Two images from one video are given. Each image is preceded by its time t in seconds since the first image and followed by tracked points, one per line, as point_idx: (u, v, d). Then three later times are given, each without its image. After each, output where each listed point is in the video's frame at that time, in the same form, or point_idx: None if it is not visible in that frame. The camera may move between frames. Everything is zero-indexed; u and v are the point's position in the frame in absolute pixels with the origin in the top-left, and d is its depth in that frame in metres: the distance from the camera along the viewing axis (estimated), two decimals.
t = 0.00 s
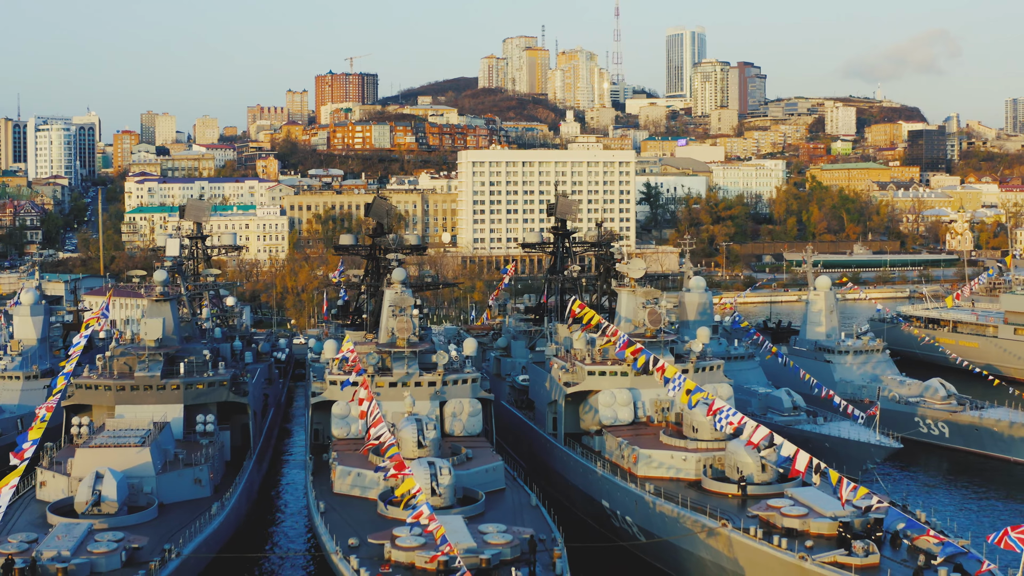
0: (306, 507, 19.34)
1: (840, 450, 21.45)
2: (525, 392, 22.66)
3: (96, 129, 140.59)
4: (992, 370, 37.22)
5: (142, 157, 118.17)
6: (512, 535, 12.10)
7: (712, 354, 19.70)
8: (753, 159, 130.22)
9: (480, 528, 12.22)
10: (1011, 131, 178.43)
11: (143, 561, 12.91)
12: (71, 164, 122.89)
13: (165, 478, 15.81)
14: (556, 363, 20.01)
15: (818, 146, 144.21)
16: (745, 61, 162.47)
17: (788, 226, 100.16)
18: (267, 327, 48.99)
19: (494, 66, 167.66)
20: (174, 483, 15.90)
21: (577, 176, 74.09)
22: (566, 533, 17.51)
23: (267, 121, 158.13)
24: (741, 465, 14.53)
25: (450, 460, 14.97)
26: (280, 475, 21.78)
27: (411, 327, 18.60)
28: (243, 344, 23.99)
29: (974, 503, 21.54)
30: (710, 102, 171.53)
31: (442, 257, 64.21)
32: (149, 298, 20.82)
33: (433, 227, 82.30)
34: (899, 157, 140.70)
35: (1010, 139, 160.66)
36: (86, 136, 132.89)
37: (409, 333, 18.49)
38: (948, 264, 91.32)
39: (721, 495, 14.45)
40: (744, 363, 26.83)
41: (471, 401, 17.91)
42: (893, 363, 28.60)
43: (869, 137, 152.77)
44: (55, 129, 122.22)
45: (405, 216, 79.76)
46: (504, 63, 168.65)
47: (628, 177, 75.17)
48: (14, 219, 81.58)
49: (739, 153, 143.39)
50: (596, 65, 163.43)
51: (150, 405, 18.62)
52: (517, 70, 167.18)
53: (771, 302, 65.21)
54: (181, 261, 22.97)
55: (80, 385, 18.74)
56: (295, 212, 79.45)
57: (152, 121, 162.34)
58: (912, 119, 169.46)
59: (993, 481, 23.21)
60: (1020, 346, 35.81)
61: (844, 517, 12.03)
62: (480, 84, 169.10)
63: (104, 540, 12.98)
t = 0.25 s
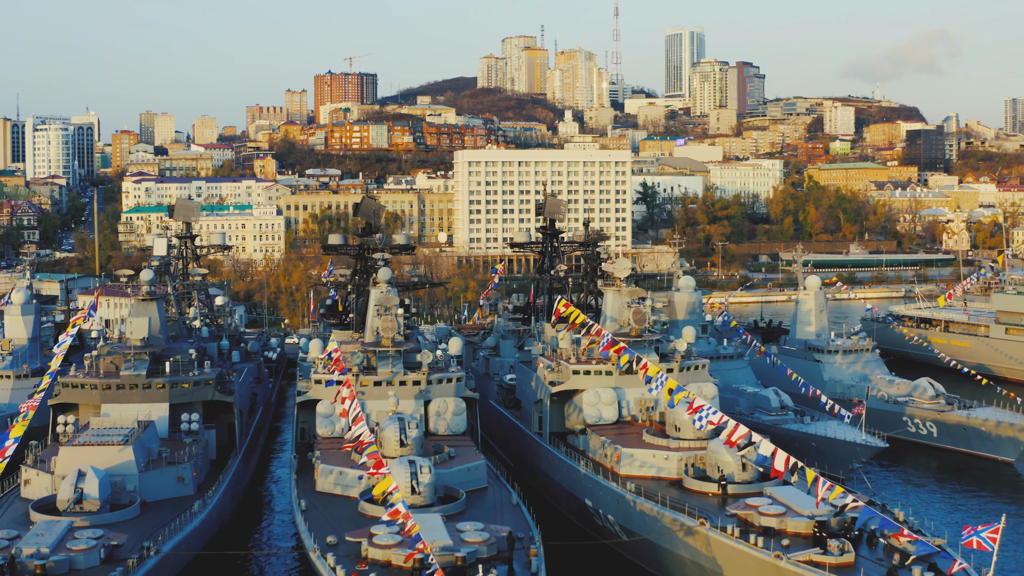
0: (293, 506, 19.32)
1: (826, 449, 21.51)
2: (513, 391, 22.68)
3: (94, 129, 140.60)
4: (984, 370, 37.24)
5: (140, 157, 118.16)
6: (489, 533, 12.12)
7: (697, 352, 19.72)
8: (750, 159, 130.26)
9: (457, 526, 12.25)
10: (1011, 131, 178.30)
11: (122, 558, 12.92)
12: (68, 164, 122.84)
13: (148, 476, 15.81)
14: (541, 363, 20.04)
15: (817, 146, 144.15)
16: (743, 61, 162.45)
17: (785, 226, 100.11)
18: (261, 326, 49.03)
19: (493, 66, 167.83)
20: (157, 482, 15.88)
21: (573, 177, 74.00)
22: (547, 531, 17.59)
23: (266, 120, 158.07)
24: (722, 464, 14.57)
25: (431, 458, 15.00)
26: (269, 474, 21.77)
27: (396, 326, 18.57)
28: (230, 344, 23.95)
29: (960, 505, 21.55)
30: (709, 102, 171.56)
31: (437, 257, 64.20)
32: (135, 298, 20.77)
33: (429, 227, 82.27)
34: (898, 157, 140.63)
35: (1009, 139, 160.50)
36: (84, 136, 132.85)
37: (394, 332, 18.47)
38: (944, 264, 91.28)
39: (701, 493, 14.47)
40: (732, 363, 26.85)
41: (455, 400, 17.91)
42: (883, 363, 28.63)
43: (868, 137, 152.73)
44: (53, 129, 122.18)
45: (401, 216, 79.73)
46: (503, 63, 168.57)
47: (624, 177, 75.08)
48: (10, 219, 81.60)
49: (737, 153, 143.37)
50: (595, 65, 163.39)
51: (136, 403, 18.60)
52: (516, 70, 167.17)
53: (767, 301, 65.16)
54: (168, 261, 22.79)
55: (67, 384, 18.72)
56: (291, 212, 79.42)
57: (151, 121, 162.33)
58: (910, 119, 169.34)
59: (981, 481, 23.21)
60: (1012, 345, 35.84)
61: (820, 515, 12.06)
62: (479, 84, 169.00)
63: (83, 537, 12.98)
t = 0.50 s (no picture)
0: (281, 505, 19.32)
1: (813, 449, 21.55)
2: (501, 391, 22.72)
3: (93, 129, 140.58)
4: (977, 369, 37.21)
5: (138, 157, 118.20)
6: (467, 532, 12.13)
7: (683, 352, 19.73)
8: (749, 159, 130.34)
9: (435, 525, 12.27)
10: (1011, 130, 178.22)
11: (101, 555, 12.94)
12: (67, 164, 122.84)
13: (132, 475, 15.79)
14: (528, 362, 20.08)
15: (816, 146, 144.17)
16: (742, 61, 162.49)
17: (782, 226, 100.16)
18: (257, 326, 49.05)
19: (492, 66, 168.32)
20: (141, 480, 15.88)
21: (570, 177, 73.92)
22: (530, 531, 17.65)
23: (265, 121, 158.05)
24: (703, 463, 14.59)
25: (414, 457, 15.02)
26: (258, 474, 21.76)
27: (381, 325, 18.57)
28: (218, 344, 23.93)
29: (946, 506, 21.60)
30: (709, 102, 171.62)
31: (432, 257, 64.24)
32: (122, 297, 20.74)
33: (426, 227, 82.24)
34: (896, 157, 140.63)
35: (1009, 139, 160.42)
36: (83, 136, 132.86)
37: (379, 331, 18.46)
38: (942, 263, 91.28)
39: (682, 492, 14.50)
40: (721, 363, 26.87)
41: (441, 399, 17.93)
42: (873, 362, 28.65)
43: (867, 137, 152.72)
44: (51, 129, 122.15)
45: (398, 216, 79.71)
46: (502, 63, 168.58)
47: (621, 177, 75.12)
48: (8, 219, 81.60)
49: (736, 153, 143.39)
50: (594, 65, 163.38)
51: (122, 403, 18.58)
52: (515, 70, 167.16)
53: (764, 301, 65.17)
54: (156, 260, 22.58)
55: (54, 383, 18.69)
56: (288, 212, 79.39)
57: (150, 121, 162.29)
58: (909, 119, 169.28)
59: (969, 481, 23.21)
60: (1004, 345, 35.84)
61: (796, 515, 12.09)
62: (479, 84, 168.99)
63: (64, 534, 12.98)
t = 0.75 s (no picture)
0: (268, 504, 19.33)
1: (801, 448, 21.60)
2: (490, 390, 22.74)
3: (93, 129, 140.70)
4: (970, 369, 37.22)
5: (138, 157, 118.27)
6: (445, 530, 12.15)
7: (670, 352, 19.76)
8: (748, 159, 130.38)
9: (415, 523, 12.27)
10: (1011, 130, 178.25)
11: (82, 553, 12.93)
12: (67, 164, 122.94)
13: (116, 474, 15.77)
14: (516, 361, 20.12)
15: (816, 146, 144.21)
16: (742, 61, 162.58)
17: (780, 226, 100.27)
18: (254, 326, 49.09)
19: (493, 66, 167.74)
20: (126, 478, 15.85)
21: (568, 177, 74.03)
22: (514, 530, 17.70)
23: (266, 121, 158.10)
24: (685, 462, 14.62)
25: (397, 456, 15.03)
26: (248, 472, 21.75)
27: (368, 325, 18.59)
28: (207, 343, 23.93)
29: (933, 506, 21.62)
30: (709, 103, 171.73)
31: (429, 256, 64.36)
32: (111, 297, 20.67)
33: (425, 227, 82.29)
34: (896, 157, 140.67)
35: (1009, 139, 160.39)
36: (83, 136, 132.87)
37: (366, 331, 18.49)
38: (940, 264, 91.32)
39: (664, 491, 14.52)
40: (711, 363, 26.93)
41: (427, 399, 17.96)
42: (864, 362, 28.66)
43: (867, 137, 152.75)
44: (51, 129, 122.22)
45: (395, 216, 79.76)
46: (503, 63, 168.57)
47: (619, 177, 75.26)
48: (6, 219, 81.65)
49: (737, 152, 143.43)
50: (595, 65, 163.41)
51: (110, 402, 18.52)
52: (516, 71, 167.22)
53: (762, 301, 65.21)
54: (145, 260, 22.48)
55: (42, 381, 18.61)
56: (286, 212, 79.43)
57: (151, 121, 162.33)
58: (910, 119, 169.26)
59: (956, 481, 23.22)
60: (996, 345, 35.86)
61: (774, 513, 12.10)
62: (480, 84, 169.03)
63: (45, 532, 12.97)
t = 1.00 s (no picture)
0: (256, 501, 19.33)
1: (789, 448, 21.64)
2: (480, 389, 22.78)
3: (94, 129, 140.83)
4: (963, 369, 37.23)
5: (137, 158, 118.38)
6: (424, 527, 12.18)
7: (657, 351, 19.81)
8: (747, 159, 130.43)
9: (395, 521, 12.30)
10: (1013, 130, 178.12)
11: (63, 550, 12.97)
12: (66, 164, 122.98)
13: (102, 471, 15.76)
14: (503, 361, 20.16)
15: (816, 146, 144.24)
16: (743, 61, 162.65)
17: (779, 226, 100.34)
18: (251, 326, 49.13)
19: (494, 66, 167.34)
20: (110, 476, 15.83)
21: (566, 177, 74.11)
22: (496, 528, 17.74)
23: (267, 121, 158.18)
24: (668, 461, 14.65)
25: (381, 454, 15.06)
26: (237, 469, 21.71)
27: (354, 324, 18.61)
28: (196, 342, 23.90)
29: (921, 506, 21.62)
30: (709, 102, 171.83)
31: (427, 256, 64.41)
32: (99, 296, 20.57)
33: (422, 227, 82.36)
34: (896, 157, 140.74)
35: (1009, 139, 160.36)
36: (84, 136, 132.90)
37: (352, 330, 18.50)
38: (938, 263, 91.31)
39: (647, 490, 14.55)
40: (702, 363, 27.07)
41: (413, 398, 17.95)
42: (855, 362, 28.68)
43: (867, 137, 152.77)
44: (50, 129, 122.23)
45: (393, 216, 79.78)
46: (503, 63, 168.55)
47: (616, 177, 75.30)
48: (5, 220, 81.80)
49: (737, 153, 143.52)
50: (595, 65, 163.40)
51: (97, 401, 18.44)
52: (517, 71, 167.21)
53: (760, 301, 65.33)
54: (134, 259, 22.37)
55: (30, 380, 18.54)
56: (284, 212, 79.48)
57: (152, 121, 162.32)
58: (910, 119, 169.21)
59: (944, 480, 23.21)
60: (989, 345, 35.84)
61: (753, 512, 12.11)
62: (480, 84, 169.01)
63: (26, 529, 12.98)
